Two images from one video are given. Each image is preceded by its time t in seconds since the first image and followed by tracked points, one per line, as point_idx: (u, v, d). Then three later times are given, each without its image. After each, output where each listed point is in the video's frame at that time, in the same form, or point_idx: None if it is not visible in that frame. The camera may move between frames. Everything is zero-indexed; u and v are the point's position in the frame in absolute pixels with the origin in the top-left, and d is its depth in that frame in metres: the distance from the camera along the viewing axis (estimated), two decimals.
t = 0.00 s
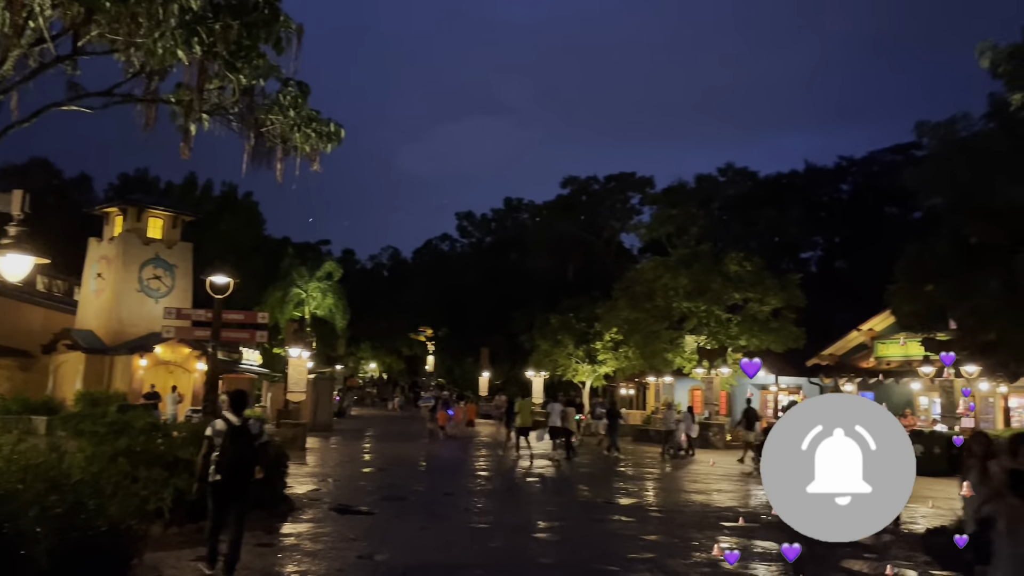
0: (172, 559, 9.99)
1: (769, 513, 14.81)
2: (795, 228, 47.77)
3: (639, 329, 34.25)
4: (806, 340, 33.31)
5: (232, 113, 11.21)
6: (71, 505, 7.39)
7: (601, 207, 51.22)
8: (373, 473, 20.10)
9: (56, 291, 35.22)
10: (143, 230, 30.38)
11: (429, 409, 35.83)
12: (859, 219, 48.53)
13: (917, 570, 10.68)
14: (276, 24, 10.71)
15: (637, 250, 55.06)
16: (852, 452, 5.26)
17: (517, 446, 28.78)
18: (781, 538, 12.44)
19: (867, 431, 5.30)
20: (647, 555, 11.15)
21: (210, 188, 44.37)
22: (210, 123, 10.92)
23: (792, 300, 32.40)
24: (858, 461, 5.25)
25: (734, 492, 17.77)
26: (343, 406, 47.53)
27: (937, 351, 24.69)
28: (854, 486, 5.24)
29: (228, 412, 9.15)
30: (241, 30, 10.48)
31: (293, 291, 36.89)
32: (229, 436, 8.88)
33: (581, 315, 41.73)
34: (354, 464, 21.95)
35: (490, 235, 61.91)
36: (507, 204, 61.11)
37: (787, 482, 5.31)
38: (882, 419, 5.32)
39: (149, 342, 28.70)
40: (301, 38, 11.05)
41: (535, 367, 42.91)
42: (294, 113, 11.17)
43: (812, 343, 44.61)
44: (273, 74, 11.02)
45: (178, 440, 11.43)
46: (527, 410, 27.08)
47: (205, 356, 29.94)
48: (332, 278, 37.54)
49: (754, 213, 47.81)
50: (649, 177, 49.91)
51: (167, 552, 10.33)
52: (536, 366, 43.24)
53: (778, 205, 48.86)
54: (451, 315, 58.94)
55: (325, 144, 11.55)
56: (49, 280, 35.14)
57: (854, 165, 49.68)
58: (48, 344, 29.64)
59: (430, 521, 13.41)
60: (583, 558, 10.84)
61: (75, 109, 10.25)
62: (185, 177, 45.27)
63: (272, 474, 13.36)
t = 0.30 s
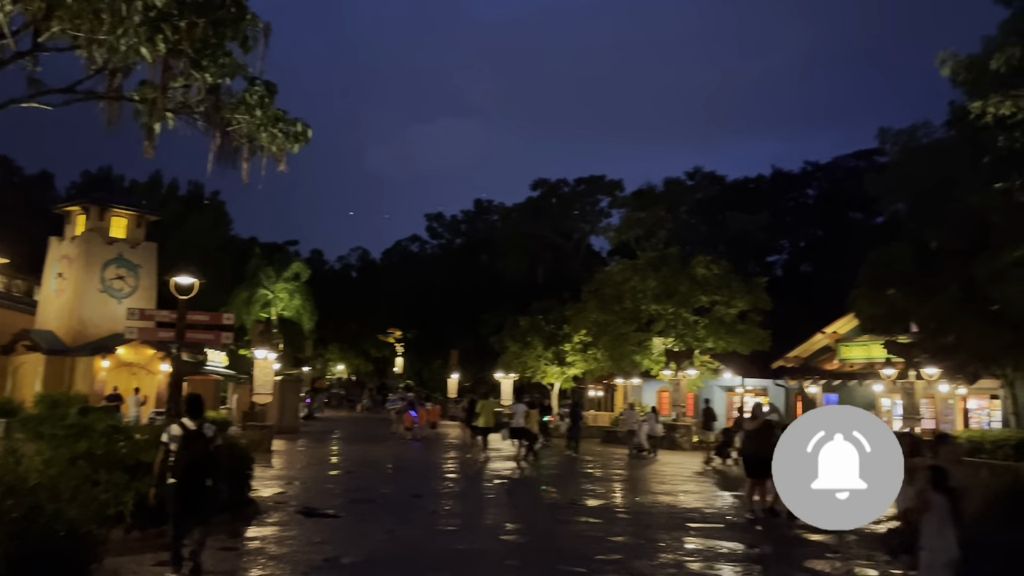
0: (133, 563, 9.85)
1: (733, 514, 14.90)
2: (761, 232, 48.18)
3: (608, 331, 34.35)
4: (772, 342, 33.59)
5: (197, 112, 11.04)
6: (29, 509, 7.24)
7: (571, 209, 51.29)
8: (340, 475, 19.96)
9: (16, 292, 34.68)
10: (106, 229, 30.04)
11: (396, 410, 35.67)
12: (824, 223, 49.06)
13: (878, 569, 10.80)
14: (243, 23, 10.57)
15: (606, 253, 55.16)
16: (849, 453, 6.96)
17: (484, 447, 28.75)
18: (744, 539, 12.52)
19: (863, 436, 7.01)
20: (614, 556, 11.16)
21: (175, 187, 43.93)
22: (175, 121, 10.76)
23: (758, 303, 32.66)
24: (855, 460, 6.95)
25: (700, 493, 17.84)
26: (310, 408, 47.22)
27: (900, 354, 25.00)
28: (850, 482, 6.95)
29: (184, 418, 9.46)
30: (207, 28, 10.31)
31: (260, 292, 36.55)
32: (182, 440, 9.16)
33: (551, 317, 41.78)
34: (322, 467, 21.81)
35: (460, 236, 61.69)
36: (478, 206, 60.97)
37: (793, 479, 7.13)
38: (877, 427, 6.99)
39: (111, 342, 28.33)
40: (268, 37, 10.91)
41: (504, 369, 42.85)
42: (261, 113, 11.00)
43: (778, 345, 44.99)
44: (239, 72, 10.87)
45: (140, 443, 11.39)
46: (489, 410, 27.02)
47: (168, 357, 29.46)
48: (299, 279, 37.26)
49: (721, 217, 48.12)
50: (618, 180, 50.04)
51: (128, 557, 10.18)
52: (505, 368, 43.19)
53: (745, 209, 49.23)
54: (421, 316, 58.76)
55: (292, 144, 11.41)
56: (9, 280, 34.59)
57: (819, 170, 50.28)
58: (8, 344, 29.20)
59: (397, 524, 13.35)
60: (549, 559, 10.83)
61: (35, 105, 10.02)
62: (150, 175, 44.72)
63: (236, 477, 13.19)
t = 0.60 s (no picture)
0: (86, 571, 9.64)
1: (696, 516, 14.99)
2: (724, 237, 48.58)
3: (572, 335, 34.40)
4: (734, 346, 33.86)
5: (157, 113, 10.92)
6: None
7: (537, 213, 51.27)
8: (302, 480, 19.76)
9: None
10: (62, 230, 29.48)
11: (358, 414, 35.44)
12: (786, 229, 49.60)
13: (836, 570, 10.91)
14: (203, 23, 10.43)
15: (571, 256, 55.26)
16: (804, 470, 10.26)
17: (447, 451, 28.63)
18: (706, 540, 12.59)
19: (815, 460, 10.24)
20: (576, 558, 11.16)
21: (135, 188, 43.30)
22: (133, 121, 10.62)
23: (721, 307, 32.98)
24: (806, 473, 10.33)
25: (664, 497, 17.86)
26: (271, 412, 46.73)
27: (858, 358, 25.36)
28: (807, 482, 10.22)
29: (145, 420, 9.40)
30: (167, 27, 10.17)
31: (222, 294, 36.11)
32: (141, 443, 9.14)
33: (516, 321, 41.78)
34: (284, 472, 21.58)
35: (425, 240, 61.51)
36: (444, 209, 60.72)
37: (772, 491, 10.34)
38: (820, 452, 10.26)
39: (68, 346, 27.86)
40: (229, 37, 10.78)
41: (470, 372, 42.71)
42: (221, 114, 10.84)
43: (741, 349, 45.36)
44: (199, 73, 10.72)
45: (96, 448, 11.20)
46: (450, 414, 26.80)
47: (126, 361, 29.46)
48: (261, 282, 36.85)
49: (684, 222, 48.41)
50: (583, 185, 50.19)
51: (81, 565, 9.97)
52: (469, 372, 43.04)
53: (708, 213, 49.57)
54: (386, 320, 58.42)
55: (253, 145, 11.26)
56: None
57: (781, 176, 50.84)
58: None
59: (360, 529, 13.25)
60: (512, 563, 10.81)
61: None
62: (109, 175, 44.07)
63: (196, 481, 13.03)
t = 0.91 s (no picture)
0: None
1: (663, 518, 15.05)
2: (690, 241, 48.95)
3: (540, 338, 34.40)
4: (700, 349, 34.08)
5: (117, 112, 10.80)
6: None
7: (506, 216, 51.26)
8: (267, 485, 19.57)
9: None
10: (20, 232, 28.76)
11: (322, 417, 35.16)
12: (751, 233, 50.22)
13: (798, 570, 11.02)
14: (166, 22, 10.32)
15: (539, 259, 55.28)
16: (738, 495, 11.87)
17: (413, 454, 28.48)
18: (672, 542, 12.63)
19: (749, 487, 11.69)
20: (541, 562, 11.15)
21: (96, 189, 42.69)
22: (93, 122, 10.50)
23: (687, 310, 33.21)
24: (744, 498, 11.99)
25: (633, 500, 17.81)
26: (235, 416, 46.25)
27: (821, 360, 25.65)
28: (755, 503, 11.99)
29: (110, 420, 9.30)
30: (127, 27, 10.08)
31: (186, 297, 35.69)
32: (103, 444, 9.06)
33: (483, 324, 41.75)
34: (249, 477, 21.36)
35: (393, 243, 61.19)
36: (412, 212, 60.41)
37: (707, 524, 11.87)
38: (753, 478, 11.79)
39: (26, 350, 27.36)
40: (192, 37, 10.66)
41: (437, 376, 42.49)
42: (183, 114, 10.72)
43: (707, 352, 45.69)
44: (161, 73, 10.59)
45: (54, 454, 11.04)
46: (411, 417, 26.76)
47: (86, 364, 29.24)
48: (226, 285, 36.44)
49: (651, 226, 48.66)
50: (551, 189, 50.22)
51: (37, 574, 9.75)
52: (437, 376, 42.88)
53: (674, 218, 49.91)
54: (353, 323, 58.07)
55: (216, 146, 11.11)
56: None
57: (746, 181, 51.48)
58: None
59: (324, 534, 13.15)
60: (477, 567, 10.77)
61: None
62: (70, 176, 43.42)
63: (156, 487, 12.84)
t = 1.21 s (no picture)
0: None
1: (628, 520, 15.07)
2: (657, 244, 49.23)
3: (508, 341, 34.32)
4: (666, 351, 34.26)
5: (75, 113, 10.65)
6: None
7: (474, 218, 51.31)
8: (230, 491, 19.37)
9: None
10: None
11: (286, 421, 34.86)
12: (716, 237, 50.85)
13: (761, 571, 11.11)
14: (125, 21, 10.09)
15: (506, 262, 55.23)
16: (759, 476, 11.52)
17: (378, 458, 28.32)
18: (637, 544, 12.68)
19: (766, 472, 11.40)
20: (507, 565, 11.12)
21: (56, 190, 42.00)
22: (49, 121, 10.36)
23: (653, 313, 33.35)
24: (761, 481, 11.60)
25: (600, 502, 17.82)
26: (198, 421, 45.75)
27: (785, 362, 25.86)
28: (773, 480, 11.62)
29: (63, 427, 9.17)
30: (85, 25, 9.88)
31: (148, 300, 35.23)
32: (54, 448, 8.90)
33: (451, 327, 41.59)
34: (211, 483, 21.10)
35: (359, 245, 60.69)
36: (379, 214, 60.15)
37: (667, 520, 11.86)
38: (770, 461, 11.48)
39: None
40: (152, 36, 10.43)
41: (403, 379, 42.21)
42: (143, 115, 10.52)
43: (673, 354, 45.97)
44: (121, 72, 10.39)
45: (10, 461, 10.85)
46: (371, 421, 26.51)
47: (44, 369, 28.46)
48: (188, 288, 36.03)
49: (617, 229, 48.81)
50: (519, 192, 50.23)
51: None
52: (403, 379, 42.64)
53: (641, 220, 50.17)
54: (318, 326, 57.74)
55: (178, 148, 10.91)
56: None
57: (711, 185, 52.00)
58: None
59: (288, 539, 13.03)
60: (442, 570, 10.74)
61: None
62: (28, 177, 42.64)
63: (116, 493, 12.64)
